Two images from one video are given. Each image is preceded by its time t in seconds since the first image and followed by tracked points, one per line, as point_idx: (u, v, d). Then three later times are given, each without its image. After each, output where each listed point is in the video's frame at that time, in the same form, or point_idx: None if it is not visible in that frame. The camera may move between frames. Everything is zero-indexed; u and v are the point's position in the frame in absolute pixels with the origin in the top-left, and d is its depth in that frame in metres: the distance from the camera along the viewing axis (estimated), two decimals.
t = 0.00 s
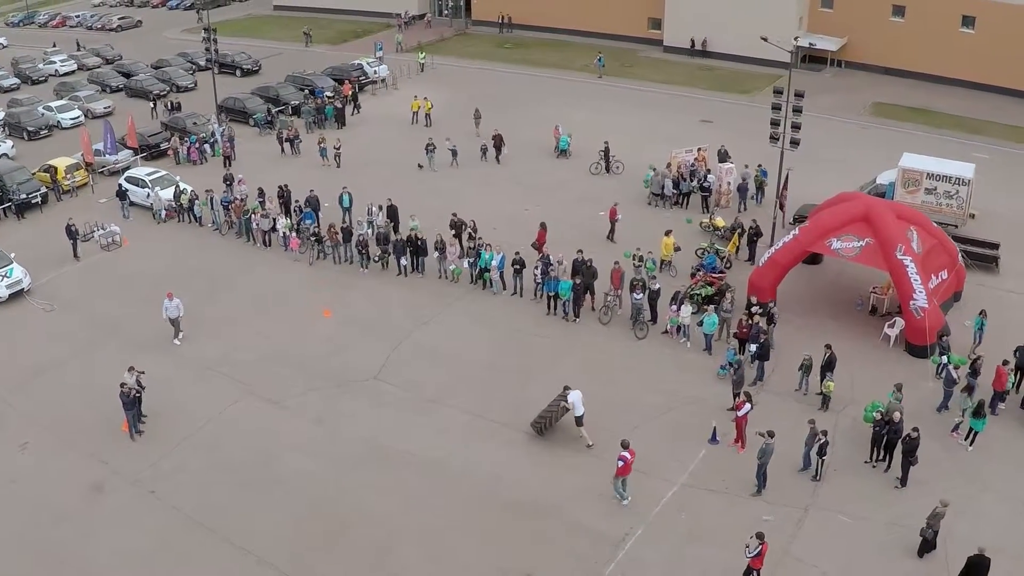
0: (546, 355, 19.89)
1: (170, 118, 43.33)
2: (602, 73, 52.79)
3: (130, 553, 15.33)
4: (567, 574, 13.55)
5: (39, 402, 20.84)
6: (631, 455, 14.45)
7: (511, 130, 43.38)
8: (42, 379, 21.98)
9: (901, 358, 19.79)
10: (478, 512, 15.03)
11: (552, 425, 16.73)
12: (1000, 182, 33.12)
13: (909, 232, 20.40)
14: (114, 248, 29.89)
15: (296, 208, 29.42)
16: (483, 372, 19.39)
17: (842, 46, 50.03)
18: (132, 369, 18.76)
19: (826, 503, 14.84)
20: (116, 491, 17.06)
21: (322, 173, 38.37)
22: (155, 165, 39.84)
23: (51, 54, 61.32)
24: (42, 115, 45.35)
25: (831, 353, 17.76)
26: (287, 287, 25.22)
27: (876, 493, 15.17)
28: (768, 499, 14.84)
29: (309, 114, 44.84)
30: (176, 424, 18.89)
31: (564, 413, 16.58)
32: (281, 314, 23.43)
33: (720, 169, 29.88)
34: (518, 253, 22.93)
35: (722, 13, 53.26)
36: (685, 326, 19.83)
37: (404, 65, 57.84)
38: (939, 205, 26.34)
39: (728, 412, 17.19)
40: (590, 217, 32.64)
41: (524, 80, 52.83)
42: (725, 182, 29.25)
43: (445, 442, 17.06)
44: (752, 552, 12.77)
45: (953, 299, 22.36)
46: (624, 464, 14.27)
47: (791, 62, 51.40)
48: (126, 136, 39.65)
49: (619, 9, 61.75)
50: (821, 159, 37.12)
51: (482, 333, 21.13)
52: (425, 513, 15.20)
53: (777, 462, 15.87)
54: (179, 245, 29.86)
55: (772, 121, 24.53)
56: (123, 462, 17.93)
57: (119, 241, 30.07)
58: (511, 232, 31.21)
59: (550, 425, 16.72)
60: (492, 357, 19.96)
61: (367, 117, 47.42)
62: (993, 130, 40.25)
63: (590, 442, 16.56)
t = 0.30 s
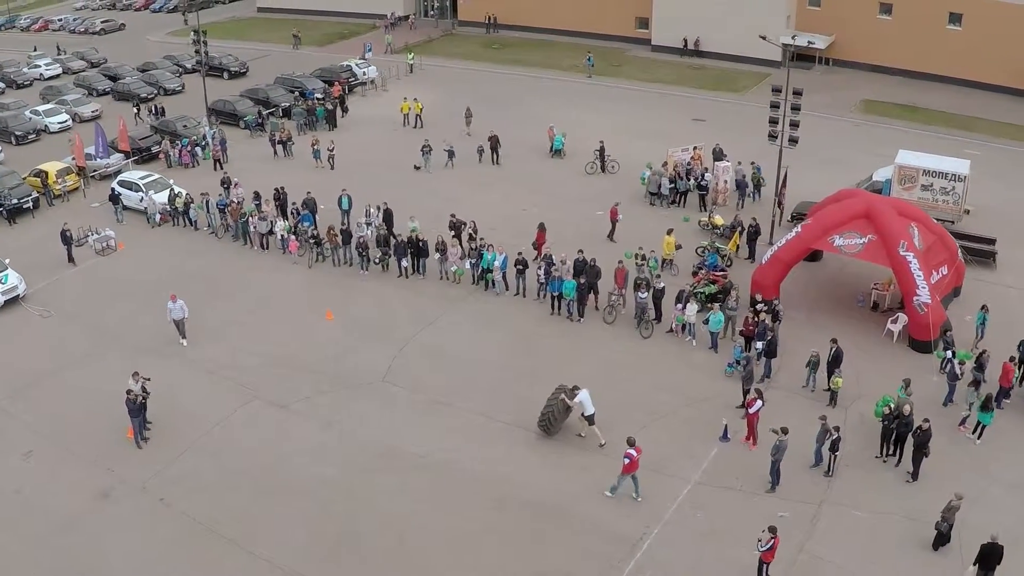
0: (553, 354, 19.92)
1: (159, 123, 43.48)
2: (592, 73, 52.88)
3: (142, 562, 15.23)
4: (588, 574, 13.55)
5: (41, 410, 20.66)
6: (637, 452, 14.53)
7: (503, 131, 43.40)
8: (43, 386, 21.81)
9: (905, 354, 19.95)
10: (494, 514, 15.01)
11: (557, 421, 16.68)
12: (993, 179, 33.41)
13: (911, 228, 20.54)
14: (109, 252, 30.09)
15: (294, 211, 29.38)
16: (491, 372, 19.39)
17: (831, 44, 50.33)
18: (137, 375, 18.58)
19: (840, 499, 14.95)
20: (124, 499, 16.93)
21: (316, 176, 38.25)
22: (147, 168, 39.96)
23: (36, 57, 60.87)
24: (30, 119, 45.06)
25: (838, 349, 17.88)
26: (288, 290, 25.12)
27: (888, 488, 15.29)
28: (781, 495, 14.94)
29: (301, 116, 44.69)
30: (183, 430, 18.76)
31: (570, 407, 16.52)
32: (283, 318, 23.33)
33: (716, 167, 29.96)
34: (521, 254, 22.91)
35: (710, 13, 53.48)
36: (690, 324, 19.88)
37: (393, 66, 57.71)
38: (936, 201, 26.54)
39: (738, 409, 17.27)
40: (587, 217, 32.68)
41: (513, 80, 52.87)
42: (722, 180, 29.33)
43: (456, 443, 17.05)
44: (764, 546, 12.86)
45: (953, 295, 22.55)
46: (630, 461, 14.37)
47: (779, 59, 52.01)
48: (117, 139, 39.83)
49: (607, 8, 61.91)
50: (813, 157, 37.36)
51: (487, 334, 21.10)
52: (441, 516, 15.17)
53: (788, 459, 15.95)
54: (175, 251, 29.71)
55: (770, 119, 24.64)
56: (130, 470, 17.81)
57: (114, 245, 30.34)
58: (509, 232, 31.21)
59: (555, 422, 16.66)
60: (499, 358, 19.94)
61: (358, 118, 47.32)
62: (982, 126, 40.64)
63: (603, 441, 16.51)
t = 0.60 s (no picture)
0: (561, 353, 19.91)
1: (151, 123, 43.51)
2: (583, 71, 52.95)
3: (157, 568, 15.12)
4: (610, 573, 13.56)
5: (44, 415, 20.47)
6: (642, 447, 14.64)
7: (497, 129, 43.38)
8: (46, 391, 21.62)
9: (910, 348, 20.08)
10: (511, 514, 14.99)
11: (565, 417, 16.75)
12: (987, 174, 33.69)
13: (915, 223, 20.65)
14: (106, 254, 30.05)
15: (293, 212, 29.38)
16: (499, 372, 19.38)
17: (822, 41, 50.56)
18: (144, 378, 18.42)
19: (854, 493, 15.04)
20: (135, 505, 16.80)
21: (312, 177, 38.14)
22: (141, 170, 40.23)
23: (22, 59, 60.44)
24: (19, 121, 44.77)
25: (846, 343, 17.96)
26: (290, 292, 25.02)
27: (902, 482, 15.39)
28: (797, 490, 15.02)
29: (294, 116, 44.53)
30: (191, 432, 18.63)
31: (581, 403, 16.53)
32: (287, 320, 23.24)
33: (714, 163, 29.97)
34: (525, 251, 22.86)
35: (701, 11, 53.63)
36: (698, 321, 19.92)
37: (384, 65, 57.58)
38: (934, 195, 26.73)
39: (749, 405, 17.33)
40: (587, 216, 32.72)
41: (504, 78, 52.87)
42: (721, 177, 29.34)
43: (469, 443, 17.03)
44: (778, 540, 12.95)
45: (955, 289, 22.72)
46: (635, 456, 14.48)
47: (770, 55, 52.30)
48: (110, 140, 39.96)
49: (596, 6, 62.01)
50: (807, 153, 37.53)
51: (494, 332, 21.08)
52: (458, 516, 15.15)
53: (802, 454, 16.02)
54: (173, 255, 29.55)
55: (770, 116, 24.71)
56: (140, 474, 17.68)
57: (111, 247, 30.30)
58: (508, 231, 31.21)
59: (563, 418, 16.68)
60: (508, 356, 19.93)
61: (350, 118, 47.19)
62: (974, 121, 40.92)
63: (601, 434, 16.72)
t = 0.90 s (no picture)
0: (572, 354, 19.88)
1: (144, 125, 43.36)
2: (577, 70, 53.05)
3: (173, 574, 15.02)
4: (632, 572, 13.57)
5: (50, 422, 20.32)
6: (651, 443, 14.71)
7: (492, 130, 43.38)
8: (50, 397, 21.45)
9: (917, 344, 20.24)
10: (529, 514, 14.99)
11: (573, 413, 16.81)
12: (984, 171, 33.93)
13: (920, 219, 20.79)
14: (105, 259, 30.01)
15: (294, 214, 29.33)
16: (510, 372, 19.39)
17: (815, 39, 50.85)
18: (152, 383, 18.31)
19: (871, 490, 15.13)
20: (148, 511, 16.70)
21: (310, 179, 38.05)
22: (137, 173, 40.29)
23: (10, 63, 60.01)
24: (10, 125, 44.50)
25: (857, 340, 18.08)
26: (294, 294, 24.96)
27: (917, 478, 15.50)
28: (814, 486, 15.11)
29: (289, 116, 44.41)
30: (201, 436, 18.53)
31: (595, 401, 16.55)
32: (293, 323, 23.17)
33: (715, 162, 30.02)
34: (531, 251, 22.86)
35: (693, 10, 53.77)
36: (707, 319, 19.98)
37: (376, 65, 57.47)
38: (935, 192, 26.94)
39: (762, 403, 17.40)
40: (588, 215, 32.78)
41: (498, 78, 52.88)
42: (722, 176, 29.43)
43: (484, 443, 17.03)
44: (796, 534, 13.01)
45: (959, 285, 22.89)
46: (645, 453, 14.57)
47: (762, 53, 52.54)
48: (106, 143, 40.01)
49: (587, 5, 62.11)
50: (803, 150, 37.72)
51: (503, 333, 21.10)
52: (476, 516, 15.14)
53: (817, 451, 16.11)
54: (174, 259, 29.42)
55: (773, 114, 24.84)
56: (151, 480, 17.59)
57: (109, 251, 30.22)
58: (508, 231, 31.24)
59: (569, 413, 16.74)
60: (518, 357, 19.94)
61: (345, 118, 47.09)
62: (968, 118, 41.18)
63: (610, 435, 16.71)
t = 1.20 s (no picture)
0: (586, 353, 19.93)
1: (143, 127, 43.23)
2: (574, 69, 53.14)
3: None
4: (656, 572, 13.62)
5: (61, 428, 20.22)
6: (667, 439, 14.90)
7: (492, 130, 43.42)
8: (61, 402, 21.39)
9: (928, 341, 20.37)
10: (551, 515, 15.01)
11: (583, 413, 16.92)
12: (985, 168, 34.11)
13: (930, 216, 20.90)
14: (108, 261, 29.89)
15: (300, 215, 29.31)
16: (525, 372, 19.44)
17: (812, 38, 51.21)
18: (161, 386, 18.20)
19: (891, 486, 15.24)
20: (165, 518, 16.63)
21: (312, 180, 37.96)
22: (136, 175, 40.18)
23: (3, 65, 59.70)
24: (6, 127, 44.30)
25: (872, 337, 18.18)
26: (303, 296, 24.94)
27: (935, 473, 15.62)
28: (834, 483, 15.22)
29: (288, 116, 44.38)
30: (216, 439, 18.47)
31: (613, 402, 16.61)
32: (304, 325, 23.13)
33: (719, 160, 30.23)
34: (541, 251, 22.89)
35: (690, 9, 53.86)
36: (720, 317, 20.05)
37: (373, 65, 57.38)
38: (939, 189, 27.10)
39: (779, 400, 17.49)
40: (593, 213, 32.82)
41: (495, 77, 52.93)
42: (727, 173, 29.59)
43: (503, 443, 17.07)
44: (818, 529, 13.12)
45: (967, 281, 23.03)
46: (661, 448, 14.73)
47: (759, 51, 52.70)
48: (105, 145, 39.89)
49: (582, 4, 62.21)
50: (804, 148, 37.87)
51: (515, 333, 21.15)
52: (498, 518, 15.17)
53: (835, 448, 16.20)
54: (179, 261, 29.31)
55: (780, 112, 24.92)
56: (169, 484, 17.57)
57: (112, 253, 30.14)
58: (513, 231, 31.30)
59: (576, 410, 16.88)
60: (532, 357, 19.97)
61: (343, 118, 47.06)
62: (966, 115, 41.44)
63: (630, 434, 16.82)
